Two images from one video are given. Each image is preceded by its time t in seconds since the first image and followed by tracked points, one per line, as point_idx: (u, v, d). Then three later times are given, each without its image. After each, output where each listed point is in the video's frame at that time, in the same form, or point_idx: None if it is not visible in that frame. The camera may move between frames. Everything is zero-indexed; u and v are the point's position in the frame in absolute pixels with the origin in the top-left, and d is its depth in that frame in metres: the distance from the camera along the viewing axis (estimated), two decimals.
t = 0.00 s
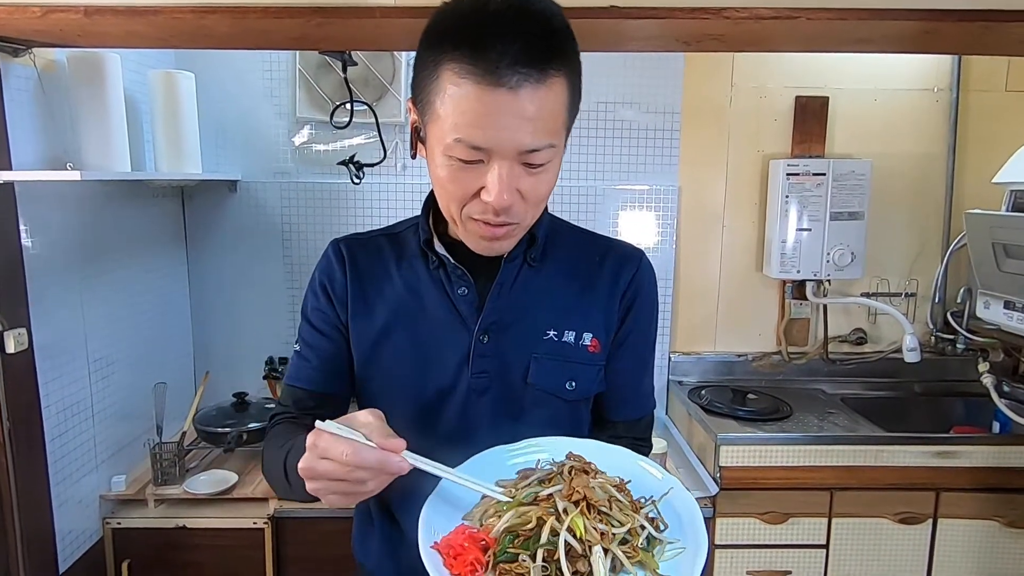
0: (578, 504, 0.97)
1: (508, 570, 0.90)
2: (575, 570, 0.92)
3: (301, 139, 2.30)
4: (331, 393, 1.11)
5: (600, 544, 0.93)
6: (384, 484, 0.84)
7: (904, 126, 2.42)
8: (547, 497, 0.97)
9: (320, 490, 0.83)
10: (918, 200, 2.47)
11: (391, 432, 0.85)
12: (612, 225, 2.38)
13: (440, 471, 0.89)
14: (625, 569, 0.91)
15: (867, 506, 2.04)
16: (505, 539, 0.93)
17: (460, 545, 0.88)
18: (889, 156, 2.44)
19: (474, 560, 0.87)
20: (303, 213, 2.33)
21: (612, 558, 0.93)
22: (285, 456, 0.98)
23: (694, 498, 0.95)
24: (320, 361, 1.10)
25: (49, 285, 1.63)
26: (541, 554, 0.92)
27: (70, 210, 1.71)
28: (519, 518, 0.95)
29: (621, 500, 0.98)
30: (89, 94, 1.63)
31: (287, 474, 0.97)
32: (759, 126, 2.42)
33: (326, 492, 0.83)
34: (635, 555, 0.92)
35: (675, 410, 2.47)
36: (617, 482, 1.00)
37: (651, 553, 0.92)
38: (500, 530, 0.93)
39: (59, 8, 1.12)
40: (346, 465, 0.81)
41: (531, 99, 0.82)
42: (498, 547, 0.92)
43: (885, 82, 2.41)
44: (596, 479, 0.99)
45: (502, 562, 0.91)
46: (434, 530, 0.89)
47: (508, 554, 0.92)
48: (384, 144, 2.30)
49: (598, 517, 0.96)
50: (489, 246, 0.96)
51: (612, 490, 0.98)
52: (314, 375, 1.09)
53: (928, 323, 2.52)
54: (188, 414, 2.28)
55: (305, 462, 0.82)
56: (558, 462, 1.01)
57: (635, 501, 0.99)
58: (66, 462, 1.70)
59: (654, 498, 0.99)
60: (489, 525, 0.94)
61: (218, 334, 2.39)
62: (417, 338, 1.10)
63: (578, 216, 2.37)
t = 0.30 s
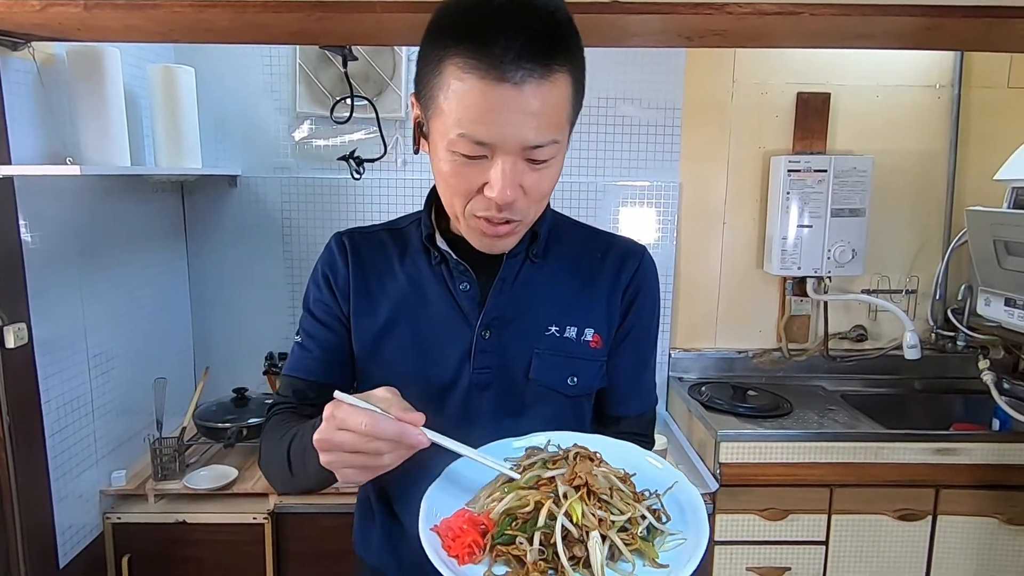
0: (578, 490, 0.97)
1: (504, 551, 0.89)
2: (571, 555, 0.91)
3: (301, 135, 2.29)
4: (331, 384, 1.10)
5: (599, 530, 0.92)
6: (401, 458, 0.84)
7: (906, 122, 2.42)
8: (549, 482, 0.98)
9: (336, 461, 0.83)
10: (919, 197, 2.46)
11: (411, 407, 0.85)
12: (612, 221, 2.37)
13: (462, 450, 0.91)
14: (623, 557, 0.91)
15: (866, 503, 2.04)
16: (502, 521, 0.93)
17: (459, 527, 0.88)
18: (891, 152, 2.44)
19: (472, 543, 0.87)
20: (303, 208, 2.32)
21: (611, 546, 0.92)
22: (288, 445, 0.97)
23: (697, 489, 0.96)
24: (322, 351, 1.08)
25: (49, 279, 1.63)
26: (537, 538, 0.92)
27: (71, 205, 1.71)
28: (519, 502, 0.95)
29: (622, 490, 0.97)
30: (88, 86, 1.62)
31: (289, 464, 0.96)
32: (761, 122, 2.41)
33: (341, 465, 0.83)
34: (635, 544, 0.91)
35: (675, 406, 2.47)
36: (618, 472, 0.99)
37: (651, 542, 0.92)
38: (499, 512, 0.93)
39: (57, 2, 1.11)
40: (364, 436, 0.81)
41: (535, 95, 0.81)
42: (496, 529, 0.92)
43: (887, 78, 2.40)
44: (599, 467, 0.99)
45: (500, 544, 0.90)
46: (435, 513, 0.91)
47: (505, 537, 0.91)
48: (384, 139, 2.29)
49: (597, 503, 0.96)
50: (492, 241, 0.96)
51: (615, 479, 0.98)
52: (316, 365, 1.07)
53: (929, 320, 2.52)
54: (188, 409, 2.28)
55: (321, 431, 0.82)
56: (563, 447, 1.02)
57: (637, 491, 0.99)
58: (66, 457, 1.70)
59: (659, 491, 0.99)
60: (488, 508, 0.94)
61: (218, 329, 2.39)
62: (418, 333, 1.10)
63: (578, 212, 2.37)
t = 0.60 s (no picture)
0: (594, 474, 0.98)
1: (523, 533, 0.89)
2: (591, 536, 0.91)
3: (302, 129, 2.28)
4: (332, 375, 1.08)
5: (617, 511, 0.92)
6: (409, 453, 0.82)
7: (909, 119, 2.41)
8: (564, 466, 0.98)
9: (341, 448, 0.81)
10: (922, 194, 2.46)
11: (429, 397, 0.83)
12: (614, 217, 2.37)
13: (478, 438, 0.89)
14: (642, 535, 0.90)
15: (867, 500, 2.04)
16: (519, 505, 0.93)
17: (477, 510, 0.88)
18: (894, 149, 2.43)
19: (491, 526, 0.87)
20: (304, 203, 2.32)
21: (630, 525, 0.92)
22: (286, 433, 0.95)
23: (709, 470, 0.97)
24: (323, 343, 1.07)
25: (49, 273, 1.62)
26: (556, 521, 0.92)
27: (71, 197, 1.71)
28: (535, 487, 0.95)
29: (638, 473, 0.99)
30: (88, 79, 1.62)
31: (286, 453, 0.93)
32: (763, 118, 2.40)
33: (347, 451, 0.81)
34: (654, 523, 0.91)
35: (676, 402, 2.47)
36: (632, 454, 1.02)
37: (669, 522, 0.92)
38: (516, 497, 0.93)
39: None
40: (375, 427, 0.79)
41: (542, 86, 0.81)
42: (513, 513, 0.91)
43: (891, 74, 2.39)
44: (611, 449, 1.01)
45: (519, 527, 0.90)
46: (452, 495, 0.90)
47: (523, 520, 0.91)
48: (385, 134, 2.28)
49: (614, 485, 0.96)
50: (498, 235, 0.95)
51: (631, 462, 1.00)
52: (317, 357, 1.06)
53: (930, 317, 2.52)
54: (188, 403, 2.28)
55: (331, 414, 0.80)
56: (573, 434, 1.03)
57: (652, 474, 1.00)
58: (66, 451, 1.70)
59: (671, 475, 1.00)
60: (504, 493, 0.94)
61: (218, 324, 2.38)
62: (420, 327, 1.10)
63: (579, 208, 2.36)
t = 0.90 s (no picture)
0: (605, 484, 0.97)
1: (538, 548, 0.89)
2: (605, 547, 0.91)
3: (302, 124, 2.28)
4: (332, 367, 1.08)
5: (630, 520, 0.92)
6: (388, 398, 0.81)
7: (910, 115, 2.41)
8: (575, 477, 0.97)
9: (322, 387, 0.79)
10: (923, 190, 2.45)
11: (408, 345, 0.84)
12: (615, 213, 2.36)
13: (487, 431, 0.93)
14: (656, 543, 0.91)
15: (867, 497, 2.04)
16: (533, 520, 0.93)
17: (489, 527, 0.87)
18: (895, 146, 2.42)
19: (505, 541, 0.86)
20: (304, 198, 2.31)
21: (643, 533, 0.92)
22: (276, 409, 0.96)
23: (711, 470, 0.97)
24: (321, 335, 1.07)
25: (48, 268, 1.62)
26: (571, 534, 0.93)
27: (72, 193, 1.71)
28: (549, 500, 0.94)
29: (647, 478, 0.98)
30: (87, 73, 1.61)
31: (276, 428, 0.94)
32: (764, 114, 2.40)
33: (326, 390, 0.80)
34: (667, 530, 0.91)
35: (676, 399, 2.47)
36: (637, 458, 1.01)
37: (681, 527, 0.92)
38: (530, 511, 0.92)
39: None
40: (359, 362, 0.78)
41: (547, 81, 0.80)
42: (527, 527, 0.91)
43: (892, 70, 2.38)
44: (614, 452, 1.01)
45: (534, 543, 0.91)
46: (462, 510, 0.88)
47: (538, 535, 0.92)
48: (385, 129, 2.28)
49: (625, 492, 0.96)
50: (500, 230, 0.95)
51: (638, 468, 0.99)
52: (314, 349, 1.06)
53: (931, 314, 2.51)
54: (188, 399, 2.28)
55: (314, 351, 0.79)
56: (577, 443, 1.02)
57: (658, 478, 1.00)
58: (66, 446, 1.70)
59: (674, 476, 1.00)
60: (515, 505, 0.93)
61: (218, 320, 2.38)
62: (420, 321, 1.09)
63: (580, 204, 2.35)
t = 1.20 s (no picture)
0: (587, 472, 0.98)
1: (516, 533, 0.89)
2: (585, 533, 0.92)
3: (301, 120, 2.27)
4: (340, 364, 1.07)
5: (612, 508, 0.93)
6: (441, 402, 0.79)
7: (910, 112, 2.40)
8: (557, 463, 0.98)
9: (373, 392, 0.79)
10: (923, 187, 2.45)
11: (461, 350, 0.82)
12: (615, 210, 2.36)
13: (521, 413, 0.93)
14: (635, 532, 0.91)
15: (866, 494, 2.04)
16: (512, 504, 0.93)
17: (469, 512, 0.89)
18: (895, 142, 2.42)
19: (484, 526, 0.88)
20: (303, 194, 2.31)
21: (623, 521, 0.93)
22: (309, 415, 0.94)
23: (699, 465, 0.98)
24: (332, 331, 1.07)
25: (47, 265, 1.61)
26: (550, 519, 0.92)
27: (71, 188, 1.70)
28: (528, 485, 0.95)
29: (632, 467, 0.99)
30: (85, 68, 1.60)
31: (310, 435, 0.92)
32: (764, 110, 2.39)
33: (378, 397, 0.80)
34: (647, 520, 0.92)
35: (675, 396, 2.47)
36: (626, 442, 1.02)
37: (663, 518, 0.93)
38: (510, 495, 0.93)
39: None
40: (408, 368, 0.77)
41: (547, 75, 0.80)
42: (506, 512, 0.92)
43: (893, 67, 2.38)
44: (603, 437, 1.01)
45: (511, 527, 0.90)
46: (447, 495, 0.90)
47: (516, 519, 0.91)
48: (384, 125, 2.27)
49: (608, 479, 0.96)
50: (500, 225, 0.95)
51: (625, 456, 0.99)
52: (326, 345, 1.06)
53: (931, 311, 2.51)
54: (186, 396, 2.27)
55: (365, 356, 0.79)
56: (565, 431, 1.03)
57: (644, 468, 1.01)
58: (65, 442, 1.69)
59: (661, 468, 1.01)
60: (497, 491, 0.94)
61: (217, 316, 2.38)
62: (423, 318, 1.09)
63: (579, 201, 2.35)
